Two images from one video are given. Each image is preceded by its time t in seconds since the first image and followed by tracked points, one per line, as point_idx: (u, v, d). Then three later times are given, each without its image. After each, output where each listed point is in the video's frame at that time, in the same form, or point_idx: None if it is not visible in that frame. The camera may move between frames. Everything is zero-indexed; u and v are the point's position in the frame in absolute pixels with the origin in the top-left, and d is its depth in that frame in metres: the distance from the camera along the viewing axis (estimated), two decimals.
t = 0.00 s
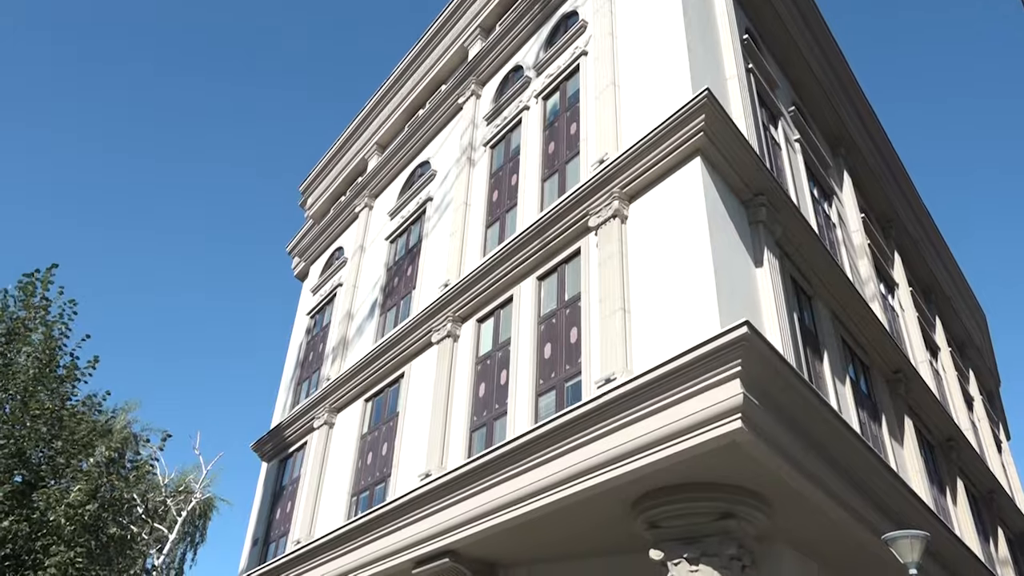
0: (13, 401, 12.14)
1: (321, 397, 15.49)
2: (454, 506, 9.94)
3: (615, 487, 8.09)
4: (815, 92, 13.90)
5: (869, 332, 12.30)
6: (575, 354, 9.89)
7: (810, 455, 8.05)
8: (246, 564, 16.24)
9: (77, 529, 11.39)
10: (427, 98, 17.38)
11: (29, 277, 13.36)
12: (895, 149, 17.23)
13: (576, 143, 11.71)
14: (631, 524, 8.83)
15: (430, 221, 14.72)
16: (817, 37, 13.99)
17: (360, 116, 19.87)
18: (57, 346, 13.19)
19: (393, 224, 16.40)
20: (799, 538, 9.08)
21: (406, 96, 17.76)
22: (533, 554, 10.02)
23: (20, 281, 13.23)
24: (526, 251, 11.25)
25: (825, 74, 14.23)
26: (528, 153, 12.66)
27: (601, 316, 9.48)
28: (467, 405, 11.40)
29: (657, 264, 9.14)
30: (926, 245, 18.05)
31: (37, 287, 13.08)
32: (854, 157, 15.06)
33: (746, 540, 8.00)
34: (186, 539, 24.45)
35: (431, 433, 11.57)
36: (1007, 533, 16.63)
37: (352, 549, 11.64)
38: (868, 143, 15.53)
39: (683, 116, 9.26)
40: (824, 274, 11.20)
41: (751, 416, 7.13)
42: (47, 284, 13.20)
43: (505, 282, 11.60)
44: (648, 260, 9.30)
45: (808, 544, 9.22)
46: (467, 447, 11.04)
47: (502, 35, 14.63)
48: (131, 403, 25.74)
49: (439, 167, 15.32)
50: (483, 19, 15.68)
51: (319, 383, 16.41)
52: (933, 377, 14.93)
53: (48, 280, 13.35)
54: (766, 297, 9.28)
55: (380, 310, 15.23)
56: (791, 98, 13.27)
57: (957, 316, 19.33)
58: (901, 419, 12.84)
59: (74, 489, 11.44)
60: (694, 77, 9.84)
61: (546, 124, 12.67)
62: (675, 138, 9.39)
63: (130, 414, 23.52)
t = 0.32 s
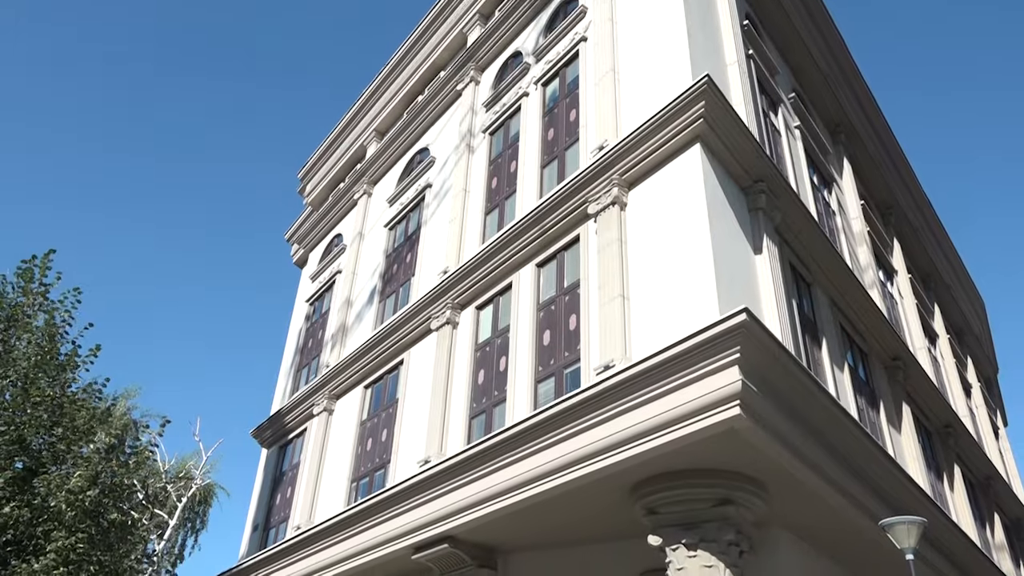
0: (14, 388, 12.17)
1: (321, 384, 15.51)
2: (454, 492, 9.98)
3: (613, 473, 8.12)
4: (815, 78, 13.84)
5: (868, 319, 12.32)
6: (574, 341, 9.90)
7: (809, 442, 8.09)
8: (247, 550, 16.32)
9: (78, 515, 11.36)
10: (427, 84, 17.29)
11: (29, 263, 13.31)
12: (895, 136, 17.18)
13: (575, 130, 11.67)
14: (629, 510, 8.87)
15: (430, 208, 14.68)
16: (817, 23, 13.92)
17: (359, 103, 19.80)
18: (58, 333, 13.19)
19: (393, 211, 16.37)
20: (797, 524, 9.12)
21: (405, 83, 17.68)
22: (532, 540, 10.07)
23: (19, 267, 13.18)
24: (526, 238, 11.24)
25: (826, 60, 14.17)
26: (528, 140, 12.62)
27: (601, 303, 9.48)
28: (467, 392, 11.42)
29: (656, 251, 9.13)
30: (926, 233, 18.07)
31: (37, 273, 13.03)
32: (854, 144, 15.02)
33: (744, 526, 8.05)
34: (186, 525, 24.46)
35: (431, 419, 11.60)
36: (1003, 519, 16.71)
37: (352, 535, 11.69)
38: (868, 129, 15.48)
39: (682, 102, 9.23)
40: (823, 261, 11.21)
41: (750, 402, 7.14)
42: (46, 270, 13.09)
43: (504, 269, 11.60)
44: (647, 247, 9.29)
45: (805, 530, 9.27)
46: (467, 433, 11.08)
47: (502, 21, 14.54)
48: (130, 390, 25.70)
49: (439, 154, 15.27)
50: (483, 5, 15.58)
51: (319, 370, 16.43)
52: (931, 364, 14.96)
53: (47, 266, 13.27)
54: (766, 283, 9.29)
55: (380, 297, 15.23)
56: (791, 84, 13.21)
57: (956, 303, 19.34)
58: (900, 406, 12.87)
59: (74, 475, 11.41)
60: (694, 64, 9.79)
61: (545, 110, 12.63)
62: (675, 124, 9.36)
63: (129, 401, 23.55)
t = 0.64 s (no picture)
0: (13, 374, 12.05)
1: (321, 371, 15.53)
2: (453, 479, 10.01)
3: (612, 460, 8.15)
4: (815, 65, 13.78)
5: (867, 307, 12.34)
6: (573, 328, 9.91)
7: (808, 429, 8.12)
8: (247, 536, 16.40)
9: (79, 501, 11.26)
10: (426, 70, 17.22)
11: (26, 251, 13.22)
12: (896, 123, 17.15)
13: (574, 117, 11.63)
14: (628, 496, 8.91)
15: (429, 195, 14.66)
16: (818, 9, 13.84)
17: (358, 89, 19.71)
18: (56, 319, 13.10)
19: (392, 198, 16.34)
20: (795, 510, 9.17)
21: (404, 69, 17.61)
22: (530, 526, 10.12)
23: (16, 254, 13.13)
24: (525, 225, 11.22)
25: (826, 46, 14.11)
26: (527, 127, 12.58)
27: (600, 291, 9.49)
28: (466, 380, 11.44)
29: (655, 238, 9.13)
30: (926, 221, 18.09)
31: (35, 259, 12.96)
32: (854, 131, 14.98)
33: (741, 512, 8.09)
34: (187, 511, 24.49)
35: (430, 406, 11.62)
36: (1000, 506, 16.81)
37: (352, 521, 11.74)
38: (868, 116, 15.44)
39: (682, 89, 9.19)
40: (823, 248, 11.22)
41: (748, 389, 7.15)
42: (44, 256, 12.97)
43: (504, 257, 11.59)
44: (647, 233, 9.28)
45: (803, 517, 9.32)
46: (467, 420, 11.10)
47: (501, 7, 14.46)
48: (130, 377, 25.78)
49: (438, 141, 15.22)
50: None
51: (318, 357, 16.44)
52: (930, 352, 14.99)
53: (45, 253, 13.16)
54: (765, 271, 9.30)
55: (379, 284, 15.23)
56: (791, 71, 13.16)
57: (955, 291, 19.36)
58: (898, 393, 12.90)
59: (75, 461, 11.32)
60: (694, 50, 9.75)
61: (544, 96, 12.58)
62: (675, 111, 9.33)
63: (129, 388, 23.60)
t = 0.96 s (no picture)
0: (13, 364, 11.91)
1: (320, 360, 15.54)
2: (453, 467, 10.03)
3: (612, 449, 8.16)
4: (816, 53, 13.73)
5: (866, 296, 12.35)
6: (573, 317, 9.90)
7: (806, 418, 8.14)
8: (247, 525, 16.45)
9: (80, 490, 11.06)
10: (425, 59, 17.16)
11: (24, 240, 13.20)
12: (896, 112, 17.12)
13: (574, 105, 11.59)
14: (626, 485, 8.93)
15: (428, 184, 14.65)
16: None
17: (356, 78, 19.65)
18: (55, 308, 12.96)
19: (391, 187, 16.33)
20: (793, 499, 9.19)
21: (402, 58, 17.54)
22: (529, 514, 10.15)
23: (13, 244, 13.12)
24: (524, 214, 11.21)
25: (827, 34, 14.05)
26: (526, 116, 12.54)
27: (600, 280, 9.49)
28: (465, 368, 11.46)
29: (655, 227, 9.12)
30: (926, 210, 18.09)
31: (34, 249, 12.99)
32: (854, 120, 14.95)
33: (740, 500, 8.11)
34: (187, 500, 24.55)
35: (430, 395, 11.65)
36: (998, 494, 16.88)
37: (352, 509, 11.77)
38: (868, 104, 15.40)
39: (682, 78, 9.16)
40: (822, 237, 11.21)
41: (747, 378, 7.16)
42: (43, 245, 12.96)
43: (503, 246, 11.58)
44: (647, 222, 9.27)
45: (801, 506, 9.35)
46: (466, 409, 11.12)
47: None
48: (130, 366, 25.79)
49: (436, 130, 15.19)
50: None
51: (318, 346, 16.45)
52: (928, 341, 15.02)
53: (43, 242, 13.14)
54: (765, 260, 9.29)
55: (378, 273, 15.23)
56: (792, 59, 13.11)
57: (954, 280, 19.36)
58: (896, 382, 12.92)
59: (75, 450, 11.12)
60: (694, 38, 9.72)
61: (544, 85, 12.54)
62: (675, 100, 9.30)
63: (129, 377, 23.63)
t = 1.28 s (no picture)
0: (11, 352, 11.68)
1: (320, 349, 15.56)
2: (453, 455, 10.06)
3: (611, 436, 8.18)
4: (816, 40, 13.68)
5: (866, 285, 12.36)
6: (572, 305, 9.91)
7: (805, 406, 8.15)
8: (247, 512, 16.52)
9: (82, 478, 10.88)
10: (424, 47, 17.08)
11: (20, 230, 13.03)
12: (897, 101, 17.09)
13: (574, 93, 11.55)
14: (626, 473, 8.96)
15: (427, 172, 14.63)
16: None
17: (355, 66, 19.58)
18: (54, 295, 12.67)
19: (390, 175, 16.30)
20: (792, 487, 9.22)
21: (401, 46, 17.47)
22: (529, 502, 10.19)
23: (9, 233, 12.85)
24: (524, 203, 11.20)
25: (827, 22, 13.99)
26: (526, 104, 12.50)
27: (599, 269, 9.49)
28: (465, 357, 11.47)
29: (655, 216, 9.11)
30: (926, 198, 18.07)
31: (31, 238, 12.77)
32: (854, 108, 14.91)
33: (739, 487, 8.14)
34: (187, 488, 24.66)
35: (430, 383, 11.67)
36: (995, 482, 16.94)
37: (352, 497, 11.81)
38: (868, 92, 15.35)
39: (682, 65, 9.13)
40: (822, 226, 11.21)
41: (746, 366, 7.17)
42: (40, 234, 12.88)
43: (503, 234, 11.57)
44: (647, 210, 9.26)
45: (800, 493, 9.39)
46: (465, 397, 11.15)
47: None
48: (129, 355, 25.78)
49: (435, 118, 15.15)
50: None
51: (318, 335, 16.45)
52: (927, 329, 15.03)
53: (40, 231, 13.02)
54: (764, 248, 9.29)
55: (377, 262, 15.22)
56: (792, 47, 13.06)
57: (954, 268, 19.37)
58: (895, 370, 12.93)
59: (76, 438, 10.94)
60: (694, 25, 9.68)
61: (543, 73, 12.50)
62: (675, 88, 9.27)
63: (128, 366, 23.62)
